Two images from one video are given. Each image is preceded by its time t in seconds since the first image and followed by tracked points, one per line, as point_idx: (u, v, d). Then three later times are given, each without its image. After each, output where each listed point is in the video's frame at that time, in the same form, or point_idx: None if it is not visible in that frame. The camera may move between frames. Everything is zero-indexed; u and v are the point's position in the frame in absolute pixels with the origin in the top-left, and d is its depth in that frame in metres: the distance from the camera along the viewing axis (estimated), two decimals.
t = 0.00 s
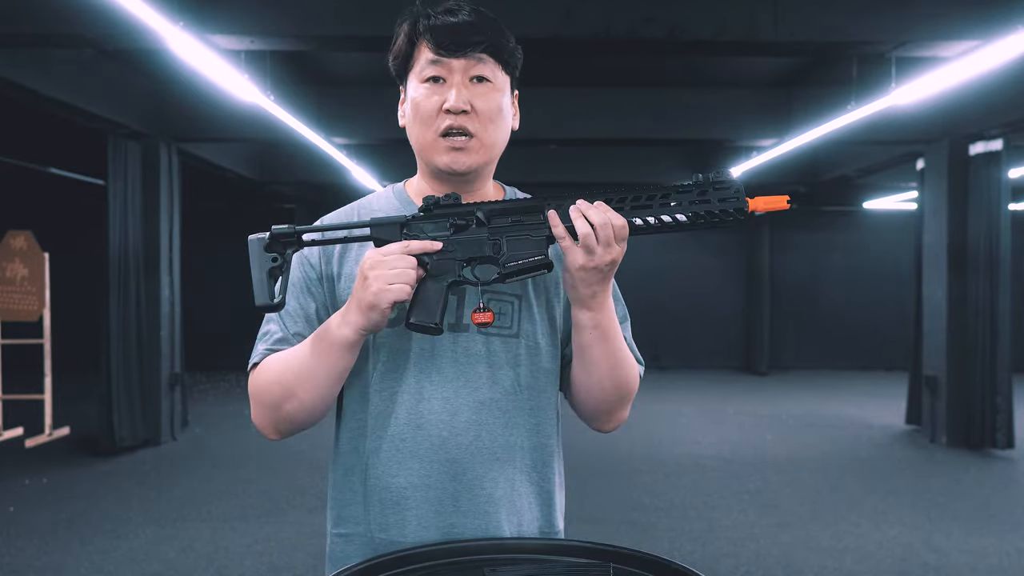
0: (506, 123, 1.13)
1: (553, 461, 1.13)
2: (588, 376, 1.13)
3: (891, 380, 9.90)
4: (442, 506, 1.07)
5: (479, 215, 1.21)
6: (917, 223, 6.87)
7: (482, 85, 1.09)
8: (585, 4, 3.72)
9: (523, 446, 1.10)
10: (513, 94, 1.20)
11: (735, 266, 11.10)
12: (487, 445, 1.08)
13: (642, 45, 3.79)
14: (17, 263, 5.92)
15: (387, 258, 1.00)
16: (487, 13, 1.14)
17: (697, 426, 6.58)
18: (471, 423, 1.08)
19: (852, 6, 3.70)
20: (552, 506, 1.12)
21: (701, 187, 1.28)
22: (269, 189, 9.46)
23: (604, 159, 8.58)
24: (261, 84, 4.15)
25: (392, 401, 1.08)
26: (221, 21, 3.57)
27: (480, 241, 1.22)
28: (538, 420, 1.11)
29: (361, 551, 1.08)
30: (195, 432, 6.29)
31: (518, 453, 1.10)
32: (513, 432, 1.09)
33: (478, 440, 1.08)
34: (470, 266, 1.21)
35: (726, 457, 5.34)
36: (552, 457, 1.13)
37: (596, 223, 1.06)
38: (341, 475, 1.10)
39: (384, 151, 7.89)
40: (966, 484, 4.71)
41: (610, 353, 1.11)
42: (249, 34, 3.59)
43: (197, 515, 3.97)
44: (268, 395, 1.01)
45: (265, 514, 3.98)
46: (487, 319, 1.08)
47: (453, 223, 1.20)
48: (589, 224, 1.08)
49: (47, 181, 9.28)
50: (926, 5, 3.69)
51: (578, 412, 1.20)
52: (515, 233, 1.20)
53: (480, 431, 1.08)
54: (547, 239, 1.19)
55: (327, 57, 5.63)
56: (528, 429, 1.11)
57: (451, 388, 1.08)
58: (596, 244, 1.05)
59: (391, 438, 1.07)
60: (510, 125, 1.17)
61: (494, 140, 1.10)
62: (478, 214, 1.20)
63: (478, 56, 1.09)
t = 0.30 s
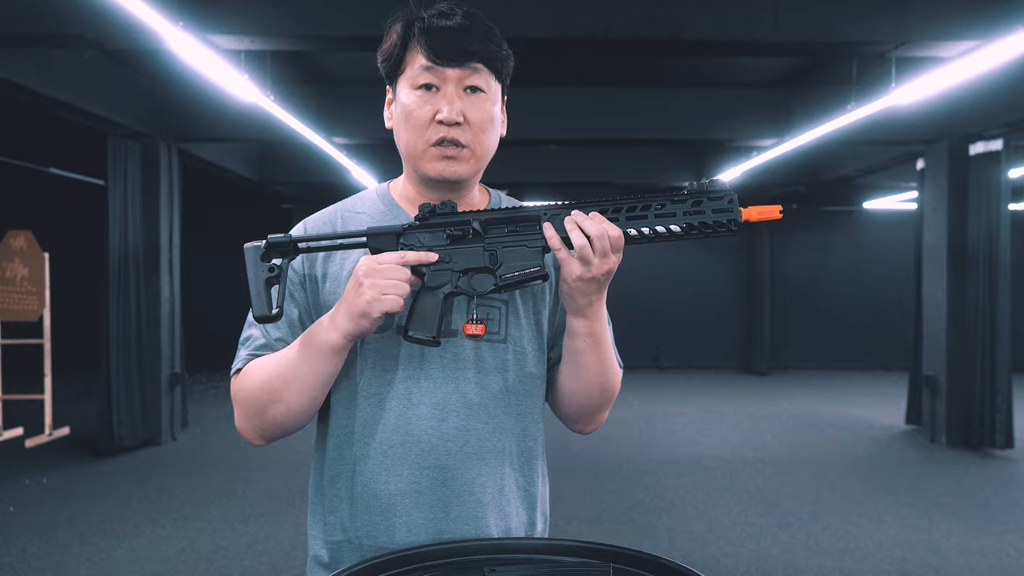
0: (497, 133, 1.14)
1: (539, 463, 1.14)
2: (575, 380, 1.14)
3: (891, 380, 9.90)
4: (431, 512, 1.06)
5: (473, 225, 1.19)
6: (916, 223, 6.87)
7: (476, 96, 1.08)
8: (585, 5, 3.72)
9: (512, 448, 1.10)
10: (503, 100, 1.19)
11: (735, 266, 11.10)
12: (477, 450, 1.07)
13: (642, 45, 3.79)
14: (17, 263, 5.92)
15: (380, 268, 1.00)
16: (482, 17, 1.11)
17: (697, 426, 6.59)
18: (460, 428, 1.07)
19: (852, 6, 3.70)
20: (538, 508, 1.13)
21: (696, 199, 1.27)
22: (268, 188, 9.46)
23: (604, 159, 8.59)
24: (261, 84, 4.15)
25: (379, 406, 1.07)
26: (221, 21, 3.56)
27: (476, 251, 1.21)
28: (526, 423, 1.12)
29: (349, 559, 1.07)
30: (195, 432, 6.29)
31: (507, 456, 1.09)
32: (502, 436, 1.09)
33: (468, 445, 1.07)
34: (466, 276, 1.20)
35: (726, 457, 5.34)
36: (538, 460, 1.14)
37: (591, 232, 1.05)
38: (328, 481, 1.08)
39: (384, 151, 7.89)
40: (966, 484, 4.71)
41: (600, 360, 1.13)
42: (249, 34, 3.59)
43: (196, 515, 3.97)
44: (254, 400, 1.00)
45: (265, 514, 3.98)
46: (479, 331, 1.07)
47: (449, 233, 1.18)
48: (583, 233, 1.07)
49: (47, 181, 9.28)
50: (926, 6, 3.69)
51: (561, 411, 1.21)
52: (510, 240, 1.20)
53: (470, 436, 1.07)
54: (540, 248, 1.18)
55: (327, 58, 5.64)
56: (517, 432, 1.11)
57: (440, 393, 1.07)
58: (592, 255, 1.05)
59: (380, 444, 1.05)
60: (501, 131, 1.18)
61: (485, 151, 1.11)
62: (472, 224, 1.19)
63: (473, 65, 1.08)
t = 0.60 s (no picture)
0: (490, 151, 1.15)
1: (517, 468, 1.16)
2: (550, 386, 1.18)
3: (891, 380, 9.89)
4: (417, 520, 1.06)
5: (455, 235, 1.16)
6: (916, 223, 6.87)
7: (477, 115, 1.09)
8: (585, 5, 3.72)
9: (495, 455, 1.11)
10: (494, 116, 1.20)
11: (735, 266, 11.09)
12: (464, 458, 1.08)
13: (642, 45, 3.79)
14: (17, 263, 5.92)
15: (364, 280, 0.98)
16: (489, 34, 1.10)
17: (697, 426, 6.59)
18: (447, 437, 1.07)
19: (851, 6, 3.70)
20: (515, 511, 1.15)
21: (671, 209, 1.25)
22: (268, 189, 9.46)
23: (603, 160, 8.59)
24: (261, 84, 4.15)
25: (363, 415, 1.05)
26: (221, 21, 3.56)
27: (458, 261, 1.17)
28: (506, 430, 1.13)
29: (332, 568, 1.06)
30: (195, 432, 6.29)
31: (490, 463, 1.11)
32: (486, 443, 1.10)
33: (454, 453, 1.07)
34: (448, 285, 1.17)
35: (726, 457, 5.34)
36: (516, 464, 1.16)
37: (574, 244, 1.07)
38: (309, 491, 1.06)
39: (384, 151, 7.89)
40: (966, 484, 4.71)
41: (576, 367, 1.17)
42: (249, 34, 3.59)
43: (197, 515, 3.97)
44: (233, 409, 0.99)
45: (265, 514, 3.98)
46: (454, 341, 1.06)
47: (431, 244, 1.15)
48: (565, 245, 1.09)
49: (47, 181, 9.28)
50: (927, 6, 3.68)
51: (535, 414, 1.24)
52: (493, 249, 1.18)
53: (456, 444, 1.07)
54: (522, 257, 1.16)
55: (327, 58, 5.64)
56: (499, 439, 1.12)
57: (425, 402, 1.07)
58: (574, 265, 1.06)
59: (365, 454, 1.04)
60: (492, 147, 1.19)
61: (478, 170, 1.13)
62: (453, 233, 1.16)
63: (479, 84, 1.07)
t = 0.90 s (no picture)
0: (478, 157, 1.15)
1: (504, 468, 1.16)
2: (535, 394, 1.18)
3: (891, 380, 9.89)
4: (403, 521, 1.05)
5: (445, 241, 1.18)
6: (916, 223, 6.86)
7: (467, 123, 1.09)
8: (586, 5, 3.72)
9: (481, 455, 1.11)
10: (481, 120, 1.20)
11: (735, 266, 11.08)
12: (450, 459, 1.07)
13: (642, 45, 3.79)
14: (17, 263, 5.92)
15: (353, 286, 0.99)
16: (480, 42, 1.10)
17: (697, 426, 6.59)
18: (434, 438, 1.07)
19: (851, 6, 3.70)
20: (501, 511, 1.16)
21: (663, 228, 1.28)
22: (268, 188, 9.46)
23: (603, 160, 8.60)
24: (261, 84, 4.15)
25: (348, 417, 1.04)
26: (221, 21, 3.56)
27: (447, 267, 1.19)
28: (492, 431, 1.13)
29: (319, 571, 1.06)
30: (194, 431, 6.29)
31: (477, 464, 1.11)
32: (473, 444, 1.10)
33: (441, 453, 1.07)
34: (435, 290, 1.18)
35: (726, 457, 5.33)
36: (502, 464, 1.16)
37: (564, 258, 1.09)
38: (294, 494, 1.06)
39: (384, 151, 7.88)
40: (967, 484, 4.71)
41: (560, 375, 1.17)
42: (249, 34, 3.59)
43: (197, 515, 3.97)
44: (217, 412, 0.98)
45: (265, 514, 3.98)
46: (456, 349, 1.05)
47: (420, 248, 1.17)
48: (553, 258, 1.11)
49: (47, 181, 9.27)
50: (927, 6, 3.68)
51: (522, 418, 1.24)
52: (482, 257, 1.19)
53: (442, 445, 1.07)
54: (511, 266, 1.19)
55: (327, 57, 5.64)
56: (485, 440, 1.12)
57: (410, 404, 1.07)
58: (562, 279, 1.08)
59: (351, 456, 1.04)
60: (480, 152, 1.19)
61: (466, 175, 1.13)
62: (443, 240, 1.18)
63: (470, 93, 1.08)
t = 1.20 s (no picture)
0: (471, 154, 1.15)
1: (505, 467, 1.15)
2: (532, 401, 1.15)
3: (891, 380, 9.89)
4: (399, 520, 1.05)
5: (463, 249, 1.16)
6: (916, 223, 6.86)
7: (460, 117, 1.09)
8: (586, 4, 3.72)
9: (478, 454, 1.11)
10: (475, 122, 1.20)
11: (735, 265, 11.08)
12: (446, 457, 1.07)
13: (642, 45, 3.79)
14: (17, 263, 5.92)
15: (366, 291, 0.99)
16: (474, 41, 1.11)
17: (697, 426, 6.59)
18: (429, 436, 1.06)
19: (851, 6, 3.70)
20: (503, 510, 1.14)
21: (679, 260, 1.27)
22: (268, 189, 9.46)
23: (603, 160, 8.60)
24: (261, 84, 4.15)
25: (344, 416, 1.05)
26: (221, 21, 3.56)
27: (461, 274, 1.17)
28: (490, 431, 1.13)
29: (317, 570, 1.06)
30: (194, 432, 6.29)
31: (474, 462, 1.10)
32: (470, 442, 1.10)
33: (435, 451, 1.07)
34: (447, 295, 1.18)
35: (726, 457, 5.33)
36: (503, 463, 1.15)
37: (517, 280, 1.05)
38: (293, 494, 1.07)
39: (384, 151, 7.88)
40: (966, 484, 4.71)
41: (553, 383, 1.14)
42: (249, 34, 3.59)
43: (196, 515, 3.97)
44: (227, 418, 0.98)
45: (265, 514, 3.98)
46: (444, 358, 1.06)
47: (439, 256, 1.16)
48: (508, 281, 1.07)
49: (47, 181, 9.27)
50: (927, 6, 3.68)
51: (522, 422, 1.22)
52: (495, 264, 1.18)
53: (438, 443, 1.07)
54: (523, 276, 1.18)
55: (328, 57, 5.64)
56: (483, 438, 1.12)
57: (405, 403, 1.07)
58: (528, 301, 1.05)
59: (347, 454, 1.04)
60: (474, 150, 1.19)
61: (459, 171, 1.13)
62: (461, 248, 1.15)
63: (463, 87, 1.08)
